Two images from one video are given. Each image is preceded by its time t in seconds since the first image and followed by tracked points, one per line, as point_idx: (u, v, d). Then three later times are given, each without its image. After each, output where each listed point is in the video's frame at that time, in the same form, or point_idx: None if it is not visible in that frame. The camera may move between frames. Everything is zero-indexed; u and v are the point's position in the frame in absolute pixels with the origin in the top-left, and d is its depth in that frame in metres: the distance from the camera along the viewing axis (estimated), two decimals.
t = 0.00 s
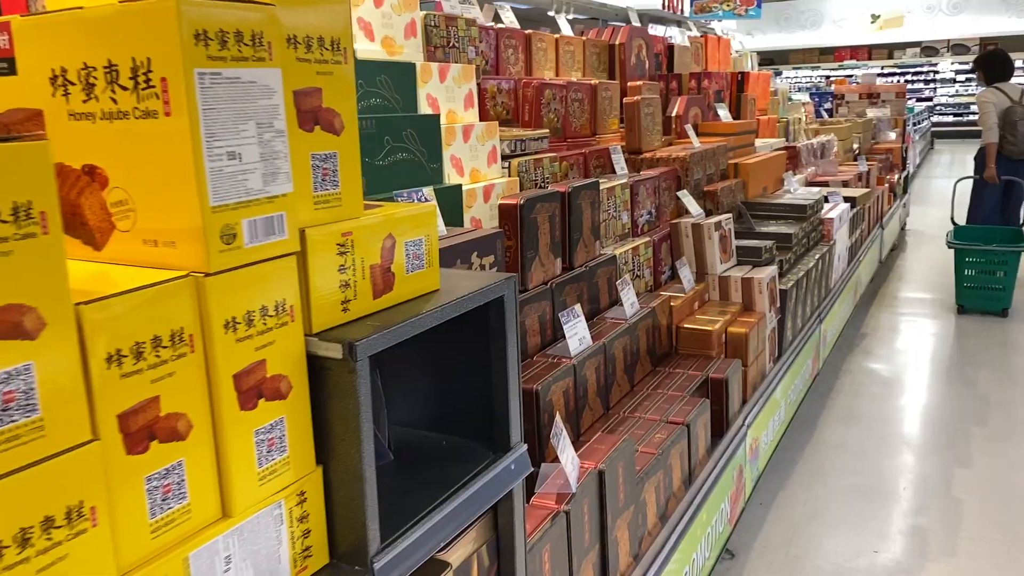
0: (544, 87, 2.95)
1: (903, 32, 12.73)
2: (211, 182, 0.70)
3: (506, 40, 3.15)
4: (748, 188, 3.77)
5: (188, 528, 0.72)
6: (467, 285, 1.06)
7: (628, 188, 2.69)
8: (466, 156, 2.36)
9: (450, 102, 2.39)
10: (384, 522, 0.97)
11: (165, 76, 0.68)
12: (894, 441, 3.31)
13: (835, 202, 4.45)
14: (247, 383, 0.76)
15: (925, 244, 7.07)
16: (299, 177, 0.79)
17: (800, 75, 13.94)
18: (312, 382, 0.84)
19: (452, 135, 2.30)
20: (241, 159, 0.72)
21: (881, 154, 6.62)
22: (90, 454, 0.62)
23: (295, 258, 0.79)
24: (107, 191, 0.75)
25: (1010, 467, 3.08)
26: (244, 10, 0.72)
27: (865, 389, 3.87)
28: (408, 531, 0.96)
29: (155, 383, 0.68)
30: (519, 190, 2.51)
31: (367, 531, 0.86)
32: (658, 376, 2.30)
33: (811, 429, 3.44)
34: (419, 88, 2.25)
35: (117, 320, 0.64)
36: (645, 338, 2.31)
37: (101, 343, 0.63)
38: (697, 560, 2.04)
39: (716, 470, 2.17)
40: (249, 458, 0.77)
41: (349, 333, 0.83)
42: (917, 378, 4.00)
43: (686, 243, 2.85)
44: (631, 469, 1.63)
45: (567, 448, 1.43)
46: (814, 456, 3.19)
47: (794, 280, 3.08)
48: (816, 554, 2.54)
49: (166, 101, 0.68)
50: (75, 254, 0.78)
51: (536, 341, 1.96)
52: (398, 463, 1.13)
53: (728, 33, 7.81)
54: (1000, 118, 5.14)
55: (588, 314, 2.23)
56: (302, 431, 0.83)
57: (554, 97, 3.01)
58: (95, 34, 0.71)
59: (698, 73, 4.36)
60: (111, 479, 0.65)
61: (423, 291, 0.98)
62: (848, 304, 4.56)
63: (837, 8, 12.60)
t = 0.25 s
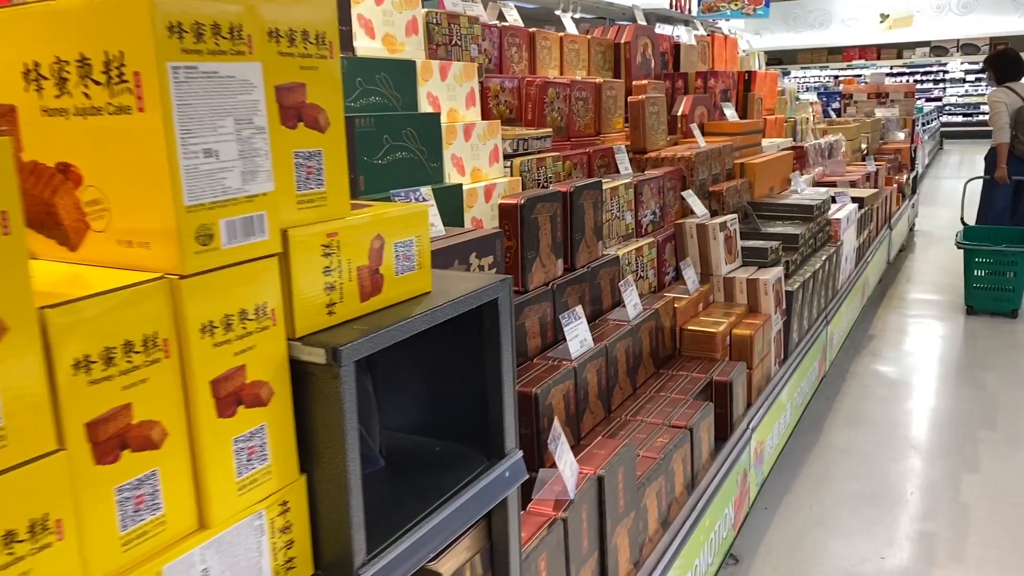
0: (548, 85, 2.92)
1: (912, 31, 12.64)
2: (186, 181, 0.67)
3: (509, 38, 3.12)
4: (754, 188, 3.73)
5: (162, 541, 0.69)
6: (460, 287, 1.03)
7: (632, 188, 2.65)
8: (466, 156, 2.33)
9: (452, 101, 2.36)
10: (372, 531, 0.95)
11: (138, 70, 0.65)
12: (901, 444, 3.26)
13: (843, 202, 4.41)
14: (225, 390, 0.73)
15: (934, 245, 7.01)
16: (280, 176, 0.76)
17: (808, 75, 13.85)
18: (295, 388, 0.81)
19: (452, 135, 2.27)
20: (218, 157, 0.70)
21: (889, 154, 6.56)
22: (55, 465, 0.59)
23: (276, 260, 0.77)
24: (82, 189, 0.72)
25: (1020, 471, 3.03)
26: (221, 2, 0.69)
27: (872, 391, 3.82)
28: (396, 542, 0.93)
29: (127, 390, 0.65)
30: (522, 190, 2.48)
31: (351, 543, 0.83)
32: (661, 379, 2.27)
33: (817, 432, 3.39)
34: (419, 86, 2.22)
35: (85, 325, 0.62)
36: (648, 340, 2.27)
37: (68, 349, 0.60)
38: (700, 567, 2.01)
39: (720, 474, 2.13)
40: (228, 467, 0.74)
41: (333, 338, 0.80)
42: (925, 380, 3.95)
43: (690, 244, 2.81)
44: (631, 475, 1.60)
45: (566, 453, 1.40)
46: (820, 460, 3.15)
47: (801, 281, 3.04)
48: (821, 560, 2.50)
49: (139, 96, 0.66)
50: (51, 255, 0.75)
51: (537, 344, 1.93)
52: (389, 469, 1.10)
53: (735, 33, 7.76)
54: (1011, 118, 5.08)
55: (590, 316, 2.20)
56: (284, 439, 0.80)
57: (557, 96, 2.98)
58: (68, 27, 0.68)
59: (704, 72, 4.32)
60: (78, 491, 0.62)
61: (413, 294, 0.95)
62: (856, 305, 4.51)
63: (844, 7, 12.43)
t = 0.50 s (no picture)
0: (551, 82, 2.88)
1: (923, 30, 12.54)
2: (153, 175, 0.63)
3: (513, 35, 3.08)
4: (761, 187, 3.68)
5: (128, 555, 0.66)
6: (451, 288, 0.99)
7: (637, 186, 2.61)
8: (468, 153, 2.30)
9: (452, 98, 2.32)
10: (356, 541, 0.91)
11: (102, 59, 0.62)
12: (910, 447, 3.21)
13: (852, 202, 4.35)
14: (196, 396, 0.69)
15: (944, 245, 6.93)
16: (256, 172, 0.73)
17: (817, 74, 13.76)
18: (273, 393, 0.78)
19: (452, 132, 2.24)
20: (188, 150, 0.66)
21: (899, 153, 6.49)
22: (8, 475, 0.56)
23: (252, 259, 0.73)
24: (47, 184, 0.68)
25: None
26: None
27: (881, 394, 3.77)
28: (381, 552, 0.89)
29: (88, 396, 0.61)
30: (524, 188, 2.45)
31: (332, 554, 0.80)
32: (664, 381, 2.23)
33: (824, 435, 3.34)
34: (419, 83, 2.18)
35: (44, 327, 0.58)
36: (651, 341, 2.23)
37: (24, 353, 0.57)
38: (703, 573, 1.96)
39: (724, 478, 2.09)
40: (199, 476, 0.71)
41: (313, 341, 0.77)
42: (934, 382, 3.89)
43: (696, 244, 2.77)
44: (632, 480, 1.56)
45: (563, 459, 1.36)
46: (827, 463, 3.10)
47: (808, 282, 2.99)
48: (828, 566, 2.45)
49: (103, 86, 0.62)
50: (17, 253, 0.72)
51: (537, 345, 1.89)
52: (378, 476, 1.06)
53: (743, 32, 7.70)
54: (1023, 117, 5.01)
55: (592, 316, 2.16)
56: (261, 447, 0.76)
57: (561, 93, 2.94)
58: (30, 13, 0.65)
59: (711, 70, 4.27)
60: (35, 503, 0.59)
61: (401, 295, 0.91)
62: (864, 306, 4.46)
63: (854, 6, 12.30)
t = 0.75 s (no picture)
0: (553, 80, 2.84)
1: (932, 29, 12.45)
2: (117, 170, 0.60)
3: (516, 32, 3.04)
4: (767, 186, 3.64)
5: (92, 569, 0.62)
6: (441, 288, 0.96)
7: (640, 185, 2.57)
8: (468, 151, 2.26)
9: (452, 95, 2.29)
10: (341, 551, 0.88)
11: (63, 47, 0.58)
12: (918, 451, 3.16)
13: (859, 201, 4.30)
14: (166, 402, 0.66)
15: (952, 246, 6.87)
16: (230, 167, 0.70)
17: (824, 73, 13.69)
18: (250, 398, 0.74)
19: (452, 129, 2.20)
20: (156, 144, 0.63)
21: (907, 153, 6.44)
22: None
23: (226, 259, 0.70)
24: (10, 180, 0.65)
25: None
26: None
27: (888, 396, 3.72)
28: (366, 563, 0.86)
29: (48, 403, 0.58)
30: (524, 186, 2.42)
31: (311, 567, 0.76)
32: (667, 383, 2.19)
33: (831, 438, 3.30)
34: (418, 79, 2.15)
35: None
36: (654, 342, 2.19)
37: None
38: None
39: (727, 483, 2.05)
40: (170, 486, 0.67)
41: (291, 344, 0.73)
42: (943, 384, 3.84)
43: (700, 243, 2.73)
44: (632, 485, 1.52)
45: (560, 463, 1.32)
46: (833, 467, 3.05)
47: (814, 282, 2.95)
48: (833, 571, 2.41)
49: (64, 75, 0.59)
50: None
51: (537, 346, 1.85)
52: (366, 483, 1.03)
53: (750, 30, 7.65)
54: None
55: (593, 317, 2.12)
56: (237, 455, 0.73)
57: (564, 91, 2.90)
58: None
59: (717, 68, 4.22)
60: None
61: (388, 296, 0.88)
62: (871, 306, 4.40)
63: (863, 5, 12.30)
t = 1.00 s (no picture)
0: (555, 77, 2.80)
1: (941, 28, 12.36)
2: (69, 165, 0.56)
3: (518, 29, 3.00)
4: (773, 186, 3.59)
5: None
6: (428, 291, 0.91)
7: (643, 184, 2.53)
8: (467, 150, 2.22)
9: (451, 92, 2.25)
10: (320, 565, 0.84)
11: (10, 34, 0.54)
12: (927, 455, 3.11)
13: (867, 201, 4.24)
14: (127, 412, 0.62)
15: (961, 246, 6.80)
16: (196, 164, 0.66)
17: (832, 72, 13.61)
18: (220, 407, 0.71)
19: (451, 127, 2.16)
20: (113, 138, 0.59)
21: (915, 152, 6.37)
22: None
23: (193, 260, 0.66)
24: None
25: None
26: None
27: (896, 398, 3.67)
28: None
29: None
30: (525, 185, 2.38)
31: None
32: (670, 386, 2.14)
33: (838, 442, 3.24)
34: (416, 76, 2.11)
35: None
36: (656, 345, 2.15)
37: None
38: None
39: (731, 488, 2.00)
40: (131, 501, 0.63)
41: (262, 351, 0.70)
42: (952, 387, 3.78)
43: (704, 244, 2.68)
44: (631, 493, 1.48)
45: (556, 470, 1.28)
46: (840, 471, 3.00)
47: (820, 283, 2.90)
48: None
49: (12, 65, 0.55)
50: None
51: (535, 349, 1.81)
52: (351, 493, 0.99)
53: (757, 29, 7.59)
54: None
55: (594, 319, 2.07)
56: (205, 468, 0.69)
57: (566, 88, 2.86)
58: None
59: (723, 66, 4.17)
60: None
61: (370, 299, 0.84)
62: (879, 308, 4.35)
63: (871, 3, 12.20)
